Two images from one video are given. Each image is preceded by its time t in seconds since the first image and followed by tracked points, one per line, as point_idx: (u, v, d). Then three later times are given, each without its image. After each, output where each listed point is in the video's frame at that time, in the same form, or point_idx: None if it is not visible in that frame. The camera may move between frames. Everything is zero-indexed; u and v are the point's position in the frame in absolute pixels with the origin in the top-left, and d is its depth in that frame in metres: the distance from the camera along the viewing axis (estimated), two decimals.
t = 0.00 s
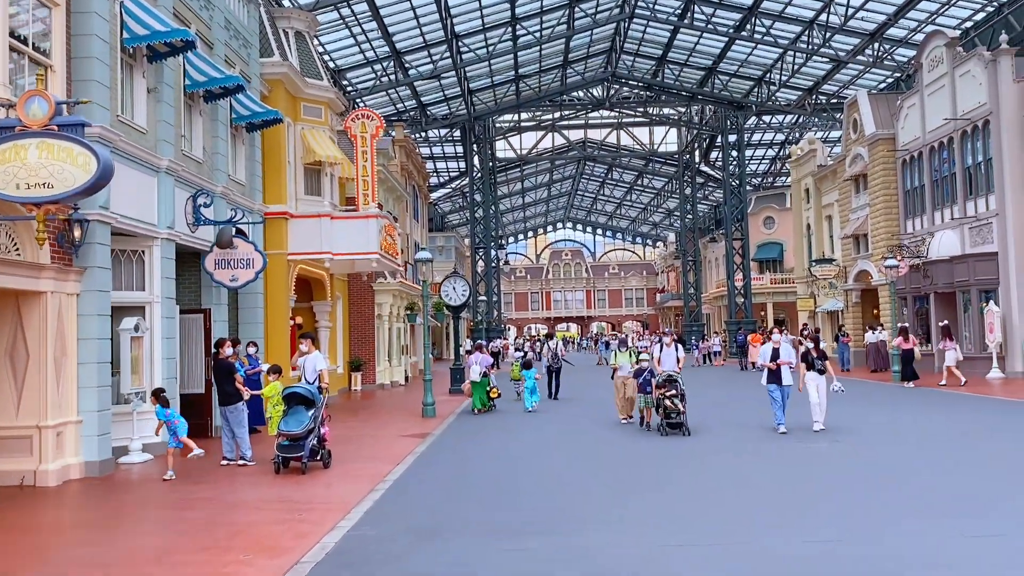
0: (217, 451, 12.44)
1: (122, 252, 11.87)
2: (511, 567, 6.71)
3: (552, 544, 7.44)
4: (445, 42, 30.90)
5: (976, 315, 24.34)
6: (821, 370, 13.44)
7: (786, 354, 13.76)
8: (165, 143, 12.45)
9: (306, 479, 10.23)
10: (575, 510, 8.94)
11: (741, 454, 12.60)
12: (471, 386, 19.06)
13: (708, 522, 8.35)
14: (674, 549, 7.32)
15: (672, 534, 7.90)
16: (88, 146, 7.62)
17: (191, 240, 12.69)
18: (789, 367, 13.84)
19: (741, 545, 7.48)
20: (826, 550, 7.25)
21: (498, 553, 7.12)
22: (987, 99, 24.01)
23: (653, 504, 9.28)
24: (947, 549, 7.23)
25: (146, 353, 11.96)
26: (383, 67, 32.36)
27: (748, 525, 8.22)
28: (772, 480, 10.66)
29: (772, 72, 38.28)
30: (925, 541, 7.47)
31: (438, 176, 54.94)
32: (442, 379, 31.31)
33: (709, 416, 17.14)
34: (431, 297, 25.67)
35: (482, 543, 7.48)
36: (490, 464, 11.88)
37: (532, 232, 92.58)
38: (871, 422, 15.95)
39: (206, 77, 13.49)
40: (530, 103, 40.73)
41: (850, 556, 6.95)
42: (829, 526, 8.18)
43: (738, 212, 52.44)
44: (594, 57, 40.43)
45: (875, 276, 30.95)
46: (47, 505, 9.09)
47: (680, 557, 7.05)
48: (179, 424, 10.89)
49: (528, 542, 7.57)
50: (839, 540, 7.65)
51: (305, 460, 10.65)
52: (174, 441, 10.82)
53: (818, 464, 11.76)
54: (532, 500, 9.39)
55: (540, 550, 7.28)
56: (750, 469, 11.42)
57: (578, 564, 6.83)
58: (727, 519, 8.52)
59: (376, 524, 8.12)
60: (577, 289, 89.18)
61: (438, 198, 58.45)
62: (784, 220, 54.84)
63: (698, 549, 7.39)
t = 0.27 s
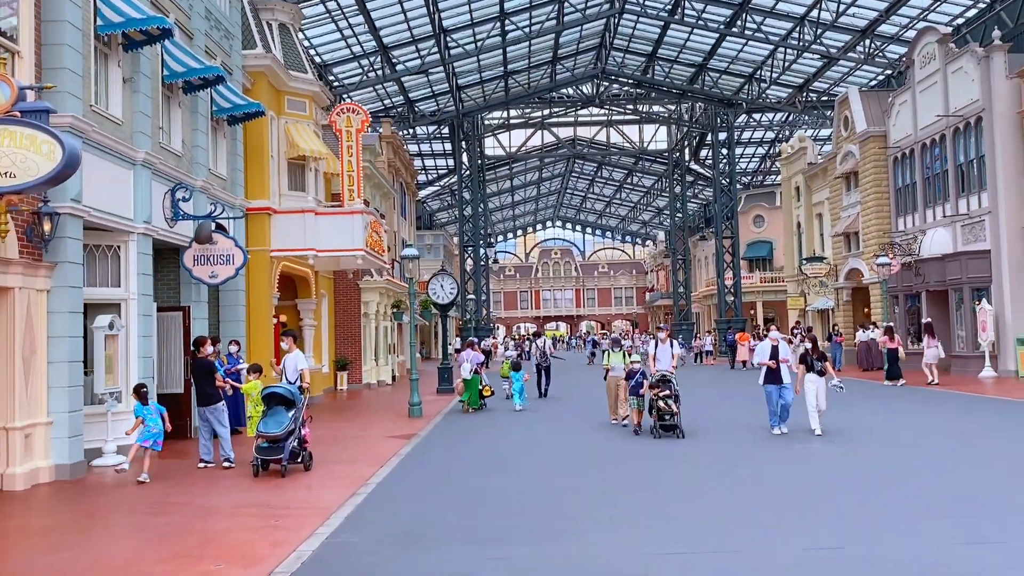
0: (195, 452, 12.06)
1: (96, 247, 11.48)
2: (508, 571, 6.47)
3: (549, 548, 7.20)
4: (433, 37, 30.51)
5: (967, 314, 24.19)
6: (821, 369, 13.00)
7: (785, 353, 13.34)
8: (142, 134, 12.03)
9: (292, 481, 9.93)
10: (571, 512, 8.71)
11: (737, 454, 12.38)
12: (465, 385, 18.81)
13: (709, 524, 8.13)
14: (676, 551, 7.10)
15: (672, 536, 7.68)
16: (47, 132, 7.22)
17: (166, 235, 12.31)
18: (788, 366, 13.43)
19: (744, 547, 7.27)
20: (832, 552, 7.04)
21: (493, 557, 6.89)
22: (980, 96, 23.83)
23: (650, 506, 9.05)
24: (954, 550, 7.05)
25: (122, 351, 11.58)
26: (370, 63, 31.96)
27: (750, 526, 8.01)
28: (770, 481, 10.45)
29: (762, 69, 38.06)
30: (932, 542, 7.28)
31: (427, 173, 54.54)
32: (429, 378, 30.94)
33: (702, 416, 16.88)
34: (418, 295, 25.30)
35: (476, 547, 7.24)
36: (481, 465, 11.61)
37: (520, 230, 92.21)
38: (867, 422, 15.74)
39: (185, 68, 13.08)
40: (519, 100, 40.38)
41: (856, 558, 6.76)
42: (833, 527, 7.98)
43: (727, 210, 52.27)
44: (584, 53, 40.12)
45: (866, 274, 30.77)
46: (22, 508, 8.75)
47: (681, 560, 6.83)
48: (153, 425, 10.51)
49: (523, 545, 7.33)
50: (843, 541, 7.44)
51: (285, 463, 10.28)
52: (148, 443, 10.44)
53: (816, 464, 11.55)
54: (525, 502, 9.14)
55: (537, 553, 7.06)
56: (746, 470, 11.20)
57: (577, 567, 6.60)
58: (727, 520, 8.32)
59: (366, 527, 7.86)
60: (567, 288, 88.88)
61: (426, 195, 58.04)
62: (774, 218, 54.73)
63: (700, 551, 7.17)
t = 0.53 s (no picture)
0: (173, 456, 11.69)
1: (71, 245, 11.13)
2: None
3: (545, 553, 7.00)
4: (421, 33, 30.15)
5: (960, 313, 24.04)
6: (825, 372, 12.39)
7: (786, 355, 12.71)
8: (118, 128, 11.65)
9: (279, 486, 9.66)
10: (567, 515, 8.50)
11: (733, 456, 12.18)
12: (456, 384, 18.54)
13: (709, 527, 7.95)
14: (676, 555, 6.91)
15: (672, 540, 7.47)
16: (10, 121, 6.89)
17: (143, 231, 11.94)
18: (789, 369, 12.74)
19: (746, 550, 7.08)
20: (836, 556, 6.87)
21: (489, 563, 6.68)
22: (973, 94, 23.66)
23: (648, 509, 8.85)
24: (961, 553, 6.87)
25: (97, 352, 11.22)
26: (358, 59, 31.59)
27: (750, 531, 7.77)
28: (766, 483, 10.22)
29: (754, 68, 37.85)
30: (937, 545, 7.11)
31: (416, 172, 54.15)
32: (418, 378, 30.59)
33: (693, 417, 16.63)
34: (406, 295, 24.98)
35: (470, 553, 7.02)
36: (473, 468, 11.38)
37: (510, 230, 91.89)
38: (861, 423, 15.54)
39: (164, 60, 12.70)
40: (509, 98, 40.07)
41: (861, 562, 6.58)
42: (836, 530, 7.80)
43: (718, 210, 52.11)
44: (574, 51, 39.85)
45: (858, 273, 30.60)
46: None
47: (682, 565, 6.64)
48: (129, 428, 10.02)
49: (519, 551, 7.12)
50: (847, 544, 7.27)
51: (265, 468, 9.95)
52: (126, 447, 10.02)
53: (814, 465, 11.37)
54: (520, 506, 8.92)
55: (534, 559, 6.85)
56: (744, 471, 11.00)
57: (575, 574, 6.39)
58: (727, 523, 8.13)
59: (356, 534, 7.62)
60: (557, 287, 88.61)
61: (415, 194, 57.64)
62: (764, 218, 54.63)
63: (701, 556, 6.98)
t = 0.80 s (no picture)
0: (151, 460, 11.30)
1: (44, 242, 10.76)
2: None
3: (542, 554, 6.79)
4: (411, 30, 29.78)
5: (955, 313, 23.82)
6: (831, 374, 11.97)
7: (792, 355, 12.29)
8: (95, 121, 11.26)
9: (267, 488, 9.42)
10: (564, 514, 8.30)
11: (729, 456, 11.97)
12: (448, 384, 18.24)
13: (704, 534, 7.53)
14: (676, 559, 6.65)
15: (669, 544, 7.18)
16: None
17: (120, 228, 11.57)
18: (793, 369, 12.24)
19: (747, 551, 6.91)
20: (840, 559, 6.67)
21: (483, 566, 6.47)
22: (968, 92, 23.46)
23: (646, 508, 8.65)
24: (969, 554, 6.70)
25: (72, 352, 10.84)
26: (346, 56, 31.18)
27: (749, 534, 7.50)
28: (763, 484, 9.95)
29: (746, 66, 37.60)
30: (945, 547, 6.88)
31: (406, 171, 53.73)
32: (407, 379, 30.20)
33: (686, 418, 16.35)
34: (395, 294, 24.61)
35: (465, 556, 6.81)
36: (466, 470, 11.12)
37: (501, 229, 91.49)
38: (856, 424, 15.29)
39: (143, 51, 12.29)
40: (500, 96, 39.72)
41: (866, 564, 6.42)
42: (838, 529, 7.63)
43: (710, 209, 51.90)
44: (565, 49, 39.54)
45: (851, 273, 30.37)
46: None
47: (682, 567, 6.45)
48: (111, 428, 9.67)
49: (516, 552, 6.91)
50: (850, 543, 7.11)
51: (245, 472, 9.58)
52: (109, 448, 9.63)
53: (813, 465, 11.15)
54: (515, 506, 8.70)
55: (530, 560, 6.64)
56: (742, 471, 10.79)
57: None
58: (723, 531, 7.67)
59: (348, 537, 7.39)
60: (548, 287, 88.28)
61: (405, 194, 57.20)
62: (756, 217, 54.46)
63: (701, 557, 6.79)
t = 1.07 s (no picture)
0: (131, 465, 10.96)
1: (21, 241, 10.42)
2: None
3: (540, 557, 6.61)
4: (402, 27, 29.47)
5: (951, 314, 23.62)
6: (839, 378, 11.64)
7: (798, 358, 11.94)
8: (73, 115, 10.91)
9: (251, 493, 9.12)
10: (559, 517, 8.10)
11: (727, 458, 11.71)
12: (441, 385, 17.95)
13: (706, 538, 7.29)
14: (677, 564, 6.40)
15: (669, 549, 6.92)
16: None
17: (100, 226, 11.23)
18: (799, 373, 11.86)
19: (749, 553, 6.75)
20: (848, 564, 6.42)
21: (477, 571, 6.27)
22: (964, 91, 23.25)
23: (643, 510, 8.46)
24: (976, 555, 6.55)
25: (49, 354, 10.50)
26: (337, 53, 30.84)
27: (752, 538, 7.26)
28: (763, 487, 9.70)
29: (740, 65, 37.37)
30: (956, 552, 6.64)
31: (398, 170, 53.39)
32: (398, 380, 29.87)
33: (681, 420, 16.07)
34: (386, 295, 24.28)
35: (457, 562, 6.55)
36: (459, 472, 10.88)
37: (494, 230, 91.17)
38: (854, 426, 15.04)
39: (124, 45, 11.89)
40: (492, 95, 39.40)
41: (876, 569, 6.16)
42: (839, 530, 7.48)
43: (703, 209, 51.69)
44: (558, 47, 39.26)
45: (846, 273, 30.17)
46: None
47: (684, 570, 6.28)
48: (84, 433, 9.33)
49: (510, 557, 6.70)
50: (852, 545, 6.95)
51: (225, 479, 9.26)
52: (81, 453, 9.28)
53: (812, 466, 10.98)
54: (509, 509, 8.49)
55: (527, 564, 6.46)
56: (740, 473, 10.59)
57: None
58: (725, 535, 7.43)
59: (338, 542, 7.18)
60: (541, 288, 88.00)
61: (397, 194, 56.83)
62: (749, 218, 54.29)
63: (702, 561, 6.60)
